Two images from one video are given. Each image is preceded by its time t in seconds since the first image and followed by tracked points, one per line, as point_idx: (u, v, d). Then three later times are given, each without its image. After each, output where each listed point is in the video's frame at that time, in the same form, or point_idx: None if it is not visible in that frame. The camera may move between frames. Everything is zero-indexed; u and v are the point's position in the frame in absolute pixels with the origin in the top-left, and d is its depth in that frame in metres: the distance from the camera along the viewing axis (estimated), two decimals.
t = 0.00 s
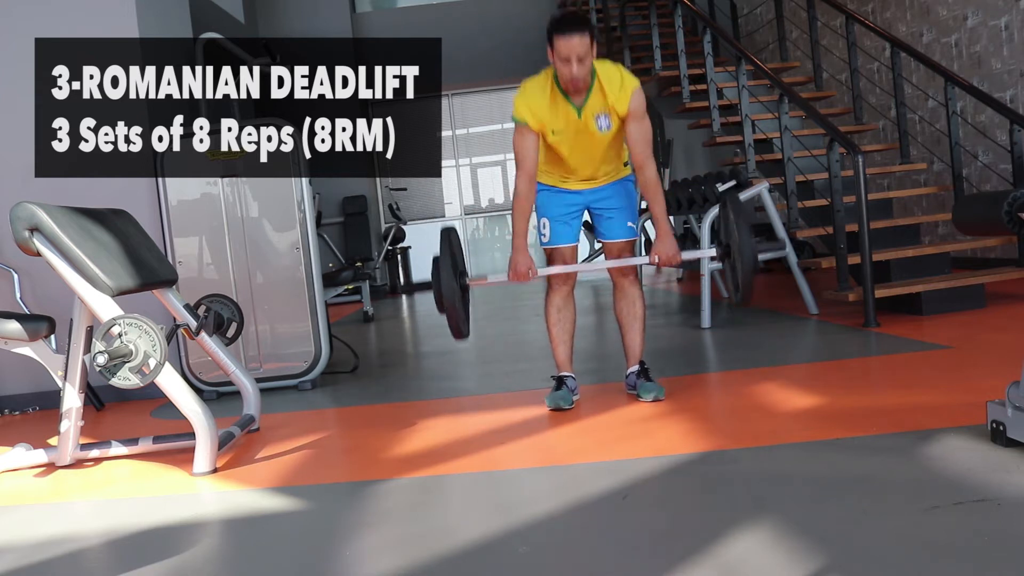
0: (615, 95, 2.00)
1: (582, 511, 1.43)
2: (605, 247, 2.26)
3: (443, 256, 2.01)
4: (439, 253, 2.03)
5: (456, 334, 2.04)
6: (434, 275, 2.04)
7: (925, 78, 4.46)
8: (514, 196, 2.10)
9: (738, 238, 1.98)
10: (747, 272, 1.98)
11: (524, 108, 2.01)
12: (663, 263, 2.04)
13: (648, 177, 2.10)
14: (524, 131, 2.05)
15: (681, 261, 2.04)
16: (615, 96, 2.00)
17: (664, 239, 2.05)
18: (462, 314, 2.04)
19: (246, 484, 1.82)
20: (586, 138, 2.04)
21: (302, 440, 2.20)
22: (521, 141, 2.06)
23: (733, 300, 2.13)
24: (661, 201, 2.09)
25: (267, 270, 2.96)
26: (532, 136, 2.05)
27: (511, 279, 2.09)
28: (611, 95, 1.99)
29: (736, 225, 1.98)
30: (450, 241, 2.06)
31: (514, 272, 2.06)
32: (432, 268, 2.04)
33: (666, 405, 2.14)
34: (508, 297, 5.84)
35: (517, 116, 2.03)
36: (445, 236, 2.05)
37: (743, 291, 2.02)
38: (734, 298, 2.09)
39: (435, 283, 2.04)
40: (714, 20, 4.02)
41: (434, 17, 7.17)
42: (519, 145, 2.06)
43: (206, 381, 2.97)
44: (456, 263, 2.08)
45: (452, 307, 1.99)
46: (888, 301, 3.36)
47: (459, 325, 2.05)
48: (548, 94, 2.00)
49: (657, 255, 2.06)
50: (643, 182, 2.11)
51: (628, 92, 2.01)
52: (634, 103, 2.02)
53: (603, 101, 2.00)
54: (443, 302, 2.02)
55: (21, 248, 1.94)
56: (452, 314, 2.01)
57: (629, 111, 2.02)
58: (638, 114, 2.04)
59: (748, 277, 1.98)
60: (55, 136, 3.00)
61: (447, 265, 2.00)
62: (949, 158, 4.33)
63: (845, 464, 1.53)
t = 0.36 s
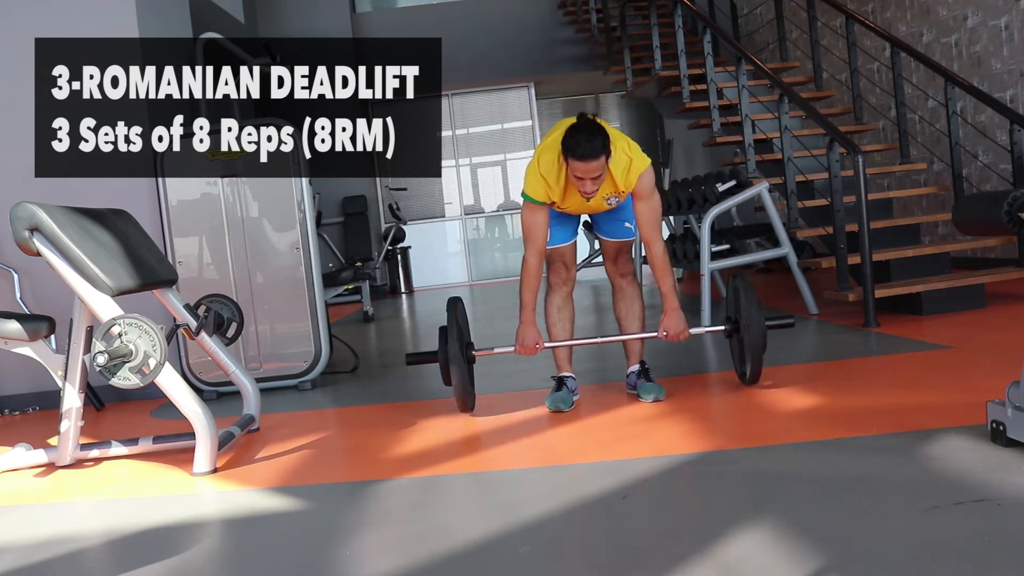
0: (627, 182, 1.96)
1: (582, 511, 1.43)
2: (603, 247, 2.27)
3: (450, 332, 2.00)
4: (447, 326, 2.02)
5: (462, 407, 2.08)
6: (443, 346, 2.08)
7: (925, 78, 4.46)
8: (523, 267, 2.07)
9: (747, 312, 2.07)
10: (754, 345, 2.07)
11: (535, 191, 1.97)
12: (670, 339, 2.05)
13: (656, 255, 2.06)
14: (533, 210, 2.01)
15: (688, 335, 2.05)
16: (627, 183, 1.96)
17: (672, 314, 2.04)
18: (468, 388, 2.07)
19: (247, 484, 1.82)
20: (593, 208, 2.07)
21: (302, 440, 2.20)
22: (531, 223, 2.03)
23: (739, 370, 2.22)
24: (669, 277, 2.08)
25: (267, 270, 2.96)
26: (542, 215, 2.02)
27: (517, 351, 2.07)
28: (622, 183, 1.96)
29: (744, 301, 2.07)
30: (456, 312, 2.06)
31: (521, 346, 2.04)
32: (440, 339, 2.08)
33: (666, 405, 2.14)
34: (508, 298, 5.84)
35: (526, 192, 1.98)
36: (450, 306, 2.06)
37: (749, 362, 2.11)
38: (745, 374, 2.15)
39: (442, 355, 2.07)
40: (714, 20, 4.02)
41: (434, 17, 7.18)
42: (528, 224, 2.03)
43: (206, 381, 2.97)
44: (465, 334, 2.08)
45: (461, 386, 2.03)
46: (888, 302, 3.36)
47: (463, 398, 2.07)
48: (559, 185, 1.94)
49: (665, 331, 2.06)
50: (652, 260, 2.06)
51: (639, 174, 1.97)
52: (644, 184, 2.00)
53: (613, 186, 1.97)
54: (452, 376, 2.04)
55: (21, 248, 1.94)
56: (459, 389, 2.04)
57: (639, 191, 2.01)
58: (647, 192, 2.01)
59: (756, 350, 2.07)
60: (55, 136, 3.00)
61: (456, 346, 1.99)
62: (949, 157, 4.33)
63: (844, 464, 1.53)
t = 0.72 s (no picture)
0: (606, 26, 2.09)
1: (582, 511, 1.43)
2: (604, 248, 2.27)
3: (436, 199, 2.03)
4: (433, 197, 2.05)
5: (448, 274, 2.08)
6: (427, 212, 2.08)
7: (925, 78, 4.46)
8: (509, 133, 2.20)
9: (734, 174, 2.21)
10: (743, 203, 2.20)
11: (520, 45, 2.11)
12: (659, 202, 2.16)
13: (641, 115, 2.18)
14: (518, 65, 2.13)
15: (674, 198, 2.16)
16: (607, 27, 2.09)
17: (656, 175, 2.16)
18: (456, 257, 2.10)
19: (246, 484, 1.82)
20: (578, 69, 2.09)
21: (302, 440, 2.20)
22: (516, 79, 2.15)
23: (727, 233, 2.38)
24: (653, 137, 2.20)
25: (267, 270, 2.96)
26: (526, 75, 2.14)
27: (504, 216, 2.17)
28: (603, 30, 2.09)
29: (730, 161, 2.22)
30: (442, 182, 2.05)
31: (507, 210, 2.15)
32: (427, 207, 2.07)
33: (666, 405, 2.14)
34: (508, 298, 5.83)
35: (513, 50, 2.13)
36: (436, 178, 2.05)
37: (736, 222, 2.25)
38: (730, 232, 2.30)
39: (429, 225, 2.08)
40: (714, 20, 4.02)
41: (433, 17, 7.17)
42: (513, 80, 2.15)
43: (206, 381, 2.97)
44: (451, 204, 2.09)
45: (445, 251, 2.05)
46: (888, 301, 3.36)
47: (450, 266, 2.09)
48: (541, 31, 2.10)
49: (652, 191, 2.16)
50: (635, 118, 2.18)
51: (619, 25, 2.09)
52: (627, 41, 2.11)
53: (594, 32, 2.09)
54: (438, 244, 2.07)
55: (21, 248, 1.94)
56: (444, 254, 2.07)
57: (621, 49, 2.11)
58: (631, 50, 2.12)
59: (744, 210, 2.20)
60: (55, 136, 3.00)
61: (441, 211, 2.03)
62: (949, 157, 4.33)
63: (844, 464, 1.53)
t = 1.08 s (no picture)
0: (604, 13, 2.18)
1: (582, 511, 1.43)
2: (604, 248, 2.25)
3: (435, 186, 2.02)
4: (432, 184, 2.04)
5: (449, 265, 2.09)
6: (427, 202, 2.08)
7: (925, 78, 4.46)
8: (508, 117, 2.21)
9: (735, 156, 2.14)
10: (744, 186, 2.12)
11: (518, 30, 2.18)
12: (658, 185, 2.13)
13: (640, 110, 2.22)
14: (517, 52, 2.20)
15: (673, 180, 2.13)
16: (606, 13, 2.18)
17: (656, 158, 2.15)
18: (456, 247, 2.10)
19: (246, 484, 1.82)
20: (578, 44, 2.14)
21: (302, 440, 2.20)
22: (516, 64, 2.20)
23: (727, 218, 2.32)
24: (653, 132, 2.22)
25: (267, 270, 2.96)
26: (525, 58, 2.20)
27: (503, 203, 2.17)
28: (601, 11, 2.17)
29: (730, 144, 2.15)
30: (440, 172, 2.04)
31: (505, 199, 2.14)
32: (426, 196, 2.07)
33: (667, 405, 2.14)
34: (509, 297, 5.83)
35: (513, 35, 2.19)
36: (434, 164, 2.03)
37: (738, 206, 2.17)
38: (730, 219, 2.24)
39: (429, 215, 2.08)
40: (714, 20, 4.01)
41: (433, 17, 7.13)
42: (512, 66, 2.21)
43: (206, 381, 2.97)
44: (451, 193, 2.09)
45: (446, 238, 2.05)
46: (888, 301, 3.36)
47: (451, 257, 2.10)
48: (540, 13, 2.17)
49: (651, 174, 2.15)
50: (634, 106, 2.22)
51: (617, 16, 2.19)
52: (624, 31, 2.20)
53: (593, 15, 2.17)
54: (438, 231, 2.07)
55: (21, 248, 1.94)
56: (445, 244, 2.06)
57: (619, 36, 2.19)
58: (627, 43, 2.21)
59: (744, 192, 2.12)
60: (55, 136, 3.00)
61: (441, 196, 2.03)
62: (949, 157, 4.33)
63: (844, 464, 1.53)
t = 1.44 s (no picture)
0: (627, 115, 1.99)
1: (582, 511, 1.43)
2: (603, 248, 2.27)
3: (446, 272, 2.04)
4: (442, 268, 2.06)
5: (456, 350, 2.09)
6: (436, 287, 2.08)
7: (925, 78, 4.46)
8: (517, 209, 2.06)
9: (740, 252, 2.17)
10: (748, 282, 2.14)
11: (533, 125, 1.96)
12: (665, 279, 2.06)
13: (654, 192, 2.10)
14: (532, 147, 1.99)
15: (682, 276, 2.07)
16: (629, 113, 1.99)
17: (667, 254, 2.06)
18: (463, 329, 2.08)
19: (246, 484, 1.82)
20: (596, 151, 2.01)
21: (302, 440, 2.20)
22: (528, 159, 2.00)
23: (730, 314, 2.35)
24: (664, 218, 2.13)
25: (267, 270, 2.96)
26: (539, 153, 2.00)
27: (511, 291, 2.09)
28: (624, 114, 1.99)
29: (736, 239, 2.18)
30: (450, 257, 2.07)
31: (515, 286, 2.06)
32: (434, 280, 2.08)
33: (667, 405, 2.14)
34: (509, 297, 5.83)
35: (526, 128, 1.97)
36: (445, 249, 2.07)
37: (742, 302, 2.19)
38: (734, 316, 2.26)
39: (436, 297, 2.07)
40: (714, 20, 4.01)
41: (433, 16, 7.23)
42: (525, 162, 2.01)
43: (206, 381, 2.97)
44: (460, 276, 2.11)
45: (455, 322, 2.02)
46: (888, 302, 3.36)
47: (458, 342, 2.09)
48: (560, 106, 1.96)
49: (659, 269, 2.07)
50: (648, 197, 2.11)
51: (640, 106, 2.00)
52: (645, 119, 2.02)
53: (615, 116, 1.99)
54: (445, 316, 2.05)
55: (21, 248, 1.94)
56: (453, 329, 2.04)
57: (639, 126, 2.02)
58: (648, 128, 2.03)
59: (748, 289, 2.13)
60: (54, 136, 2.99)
61: (450, 282, 2.04)
62: (949, 158, 4.33)
63: (845, 464, 1.53)
